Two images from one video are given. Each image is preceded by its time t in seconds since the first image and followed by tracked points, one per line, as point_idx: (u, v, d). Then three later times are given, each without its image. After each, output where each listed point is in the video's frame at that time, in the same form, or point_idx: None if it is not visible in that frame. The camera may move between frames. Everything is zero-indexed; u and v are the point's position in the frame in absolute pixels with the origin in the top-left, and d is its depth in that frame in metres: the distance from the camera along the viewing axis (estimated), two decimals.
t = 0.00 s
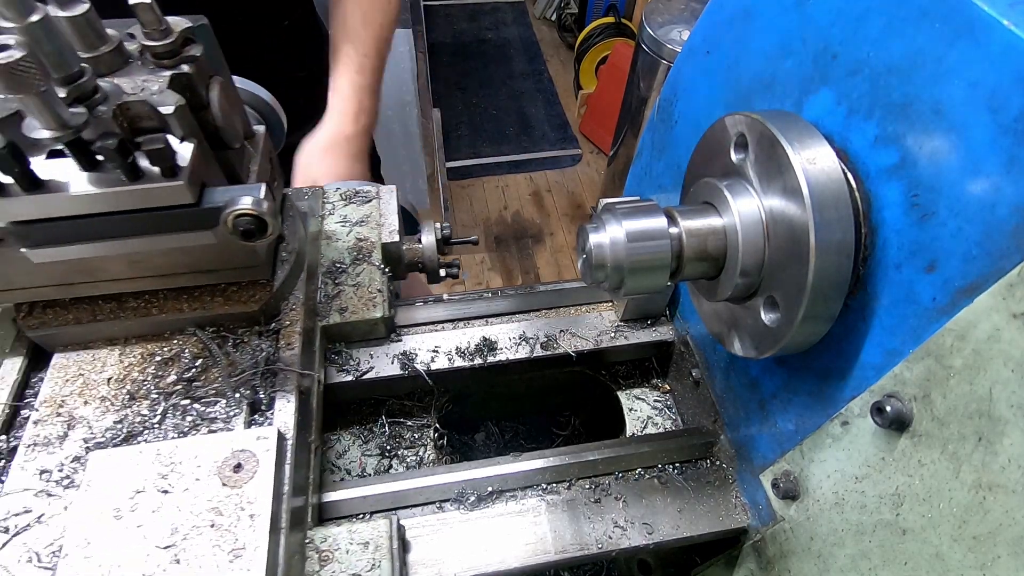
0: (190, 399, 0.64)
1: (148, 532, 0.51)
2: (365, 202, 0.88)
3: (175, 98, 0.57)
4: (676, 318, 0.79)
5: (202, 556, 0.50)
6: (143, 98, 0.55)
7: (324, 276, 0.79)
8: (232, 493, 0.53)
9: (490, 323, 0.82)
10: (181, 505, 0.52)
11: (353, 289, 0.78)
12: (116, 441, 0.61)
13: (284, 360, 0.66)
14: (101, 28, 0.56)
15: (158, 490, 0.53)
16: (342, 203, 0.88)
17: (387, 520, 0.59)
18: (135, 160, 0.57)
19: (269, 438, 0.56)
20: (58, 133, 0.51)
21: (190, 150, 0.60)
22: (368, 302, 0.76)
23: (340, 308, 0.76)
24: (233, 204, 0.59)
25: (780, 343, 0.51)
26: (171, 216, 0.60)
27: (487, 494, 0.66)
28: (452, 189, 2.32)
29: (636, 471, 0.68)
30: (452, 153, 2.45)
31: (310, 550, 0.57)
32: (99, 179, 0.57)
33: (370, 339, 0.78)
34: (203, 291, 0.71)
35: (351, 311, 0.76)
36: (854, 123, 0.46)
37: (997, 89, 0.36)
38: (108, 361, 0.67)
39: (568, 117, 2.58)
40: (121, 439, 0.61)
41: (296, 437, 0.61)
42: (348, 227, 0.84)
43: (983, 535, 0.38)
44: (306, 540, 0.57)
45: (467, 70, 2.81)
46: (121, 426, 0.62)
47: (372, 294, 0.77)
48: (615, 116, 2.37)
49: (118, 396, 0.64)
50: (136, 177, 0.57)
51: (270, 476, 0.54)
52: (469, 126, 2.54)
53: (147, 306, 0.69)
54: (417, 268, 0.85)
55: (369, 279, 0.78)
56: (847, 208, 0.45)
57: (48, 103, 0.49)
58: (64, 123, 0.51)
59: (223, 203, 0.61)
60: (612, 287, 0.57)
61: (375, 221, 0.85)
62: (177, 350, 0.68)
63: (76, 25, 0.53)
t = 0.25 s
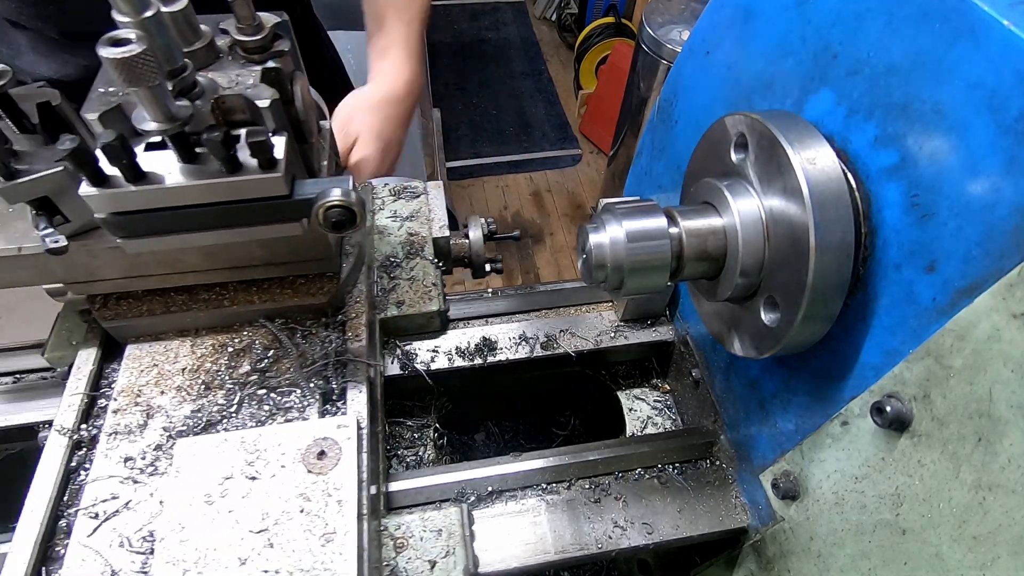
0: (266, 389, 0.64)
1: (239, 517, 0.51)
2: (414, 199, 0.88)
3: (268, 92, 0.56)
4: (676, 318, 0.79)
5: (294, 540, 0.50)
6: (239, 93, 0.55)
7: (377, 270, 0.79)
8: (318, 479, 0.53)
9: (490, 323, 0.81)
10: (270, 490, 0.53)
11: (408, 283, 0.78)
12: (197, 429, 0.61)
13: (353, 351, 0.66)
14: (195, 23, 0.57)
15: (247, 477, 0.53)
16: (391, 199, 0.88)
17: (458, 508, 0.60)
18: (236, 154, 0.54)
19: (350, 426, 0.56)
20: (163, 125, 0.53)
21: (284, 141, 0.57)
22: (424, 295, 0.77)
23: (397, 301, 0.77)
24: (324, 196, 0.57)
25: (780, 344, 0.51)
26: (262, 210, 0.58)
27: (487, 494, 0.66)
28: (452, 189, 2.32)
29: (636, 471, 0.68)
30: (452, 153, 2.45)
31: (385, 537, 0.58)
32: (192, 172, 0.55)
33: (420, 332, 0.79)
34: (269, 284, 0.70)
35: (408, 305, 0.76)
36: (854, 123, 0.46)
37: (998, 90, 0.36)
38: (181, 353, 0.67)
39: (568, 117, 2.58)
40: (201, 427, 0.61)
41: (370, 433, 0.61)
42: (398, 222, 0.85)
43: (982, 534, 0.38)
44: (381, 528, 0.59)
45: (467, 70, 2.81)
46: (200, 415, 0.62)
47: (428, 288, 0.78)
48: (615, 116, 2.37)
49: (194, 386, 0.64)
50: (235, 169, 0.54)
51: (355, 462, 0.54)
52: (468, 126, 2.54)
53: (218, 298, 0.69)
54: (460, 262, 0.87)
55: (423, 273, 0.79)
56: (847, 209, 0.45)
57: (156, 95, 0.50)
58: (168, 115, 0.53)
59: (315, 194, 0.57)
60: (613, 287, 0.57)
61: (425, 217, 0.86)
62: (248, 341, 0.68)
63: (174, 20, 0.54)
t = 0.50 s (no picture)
0: (333, 380, 0.64)
1: (319, 504, 0.51)
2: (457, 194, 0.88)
3: (352, 86, 0.56)
4: (676, 318, 0.79)
5: (375, 526, 0.50)
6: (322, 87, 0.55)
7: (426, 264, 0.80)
8: (393, 467, 0.53)
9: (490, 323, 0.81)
10: (348, 478, 0.52)
11: (457, 277, 0.79)
12: (267, 419, 0.61)
13: (415, 343, 0.67)
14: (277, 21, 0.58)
15: (323, 465, 0.53)
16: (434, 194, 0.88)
17: (520, 497, 0.59)
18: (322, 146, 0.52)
19: (421, 416, 0.56)
20: (254, 119, 0.52)
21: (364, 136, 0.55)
22: (473, 289, 0.77)
23: (447, 296, 0.77)
24: (403, 189, 0.55)
25: (780, 344, 0.51)
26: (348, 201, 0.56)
27: (486, 493, 0.66)
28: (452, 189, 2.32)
29: (636, 471, 0.68)
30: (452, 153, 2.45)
31: (451, 526, 0.57)
32: (275, 164, 0.54)
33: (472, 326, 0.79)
34: (330, 277, 0.70)
35: (458, 299, 0.76)
36: (854, 123, 0.46)
37: (998, 90, 0.36)
38: (245, 345, 0.67)
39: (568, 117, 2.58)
40: (272, 417, 0.61)
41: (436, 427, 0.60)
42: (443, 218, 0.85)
43: (982, 534, 0.38)
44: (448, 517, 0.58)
45: (467, 70, 2.80)
46: (269, 406, 0.62)
47: (477, 282, 0.78)
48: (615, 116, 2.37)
49: (260, 377, 0.64)
50: (317, 162, 0.53)
51: (428, 450, 0.54)
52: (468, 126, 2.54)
53: (281, 291, 0.68)
54: (501, 258, 0.85)
55: (472, 267, 0.79)
56: (846, 209, 0.45)
57: (253, 89, 0.49)
58: (261, 108, 0.51)
59: (395, 187, 0.57)
60: (613, 287, 0.57)
61: (470, 211, 0.86)
62: (311, 334, 0.68)
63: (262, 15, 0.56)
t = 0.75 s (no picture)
0: (369, 376, 0.65)
1: (363, 498, 0.52)
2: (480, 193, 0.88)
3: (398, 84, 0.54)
4: (676, 318, 0.79)
5: (419, 519, 0.51)
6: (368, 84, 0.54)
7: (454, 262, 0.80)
8: (435, 461, 0.54)
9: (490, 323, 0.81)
10: (391, 472, 0.53)
11: (484, 274, 0.79)
12: (306, 414, 0.62)
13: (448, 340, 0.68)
14: (325, 19, 0.56)
15: (366, 460, 0.54)
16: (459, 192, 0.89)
17: (556, 492, 0.65)
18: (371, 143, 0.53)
19: (460, 411, 0.57)
20: (305, 115, 0.51)
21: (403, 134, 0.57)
22: (502, 287, 0.77)
23: (475, 293, 0.77)
24: (447, 185, 0.55)
25: (780, 344, 0.51)
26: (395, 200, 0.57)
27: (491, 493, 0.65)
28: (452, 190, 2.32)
29: (636, 471, 0.68)
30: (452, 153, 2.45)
31: (488, 520, 0.63)
32: (321, 160, 0.54)
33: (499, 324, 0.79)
34: (364, 273, 0.71)
35: (487, 296, 0.76)
36: (854, 123, 0.46)
37: (997, 90, 0.36)
38: (280, 341, 0.68)
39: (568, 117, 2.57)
40: (310, 412, 0.62)
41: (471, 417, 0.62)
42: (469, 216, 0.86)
43: (982, 534, 0.38)
44: (485, 511, 0.64)
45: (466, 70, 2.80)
46: (307, 401, 0.63)
47: (504, 279, 0.78)
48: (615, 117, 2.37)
49: (297, 372, 0.65)
50: (365, 158, 0.54)
51: (469, 445, 0.55)
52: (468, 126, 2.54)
53: (316, 287, 0.70)
54: (526, 256, 0.81)
55: (498, 264, 0.80)
56: (846, 209, 0.45)
57: (305, 84, 0.48)
58: (314, 103, 0.50)
59: (440, 183, 0.56)
60: (613, 287, 0.57)
61: (495, 209, 0.87)
62: (346, 330, 0.69)
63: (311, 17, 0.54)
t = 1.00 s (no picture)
0: (369, 376, 0.65)
1: (363, 497, 0.52)
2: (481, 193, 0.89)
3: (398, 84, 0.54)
4: (676, 318, 0.79)
5: (419, 519, 0.51)
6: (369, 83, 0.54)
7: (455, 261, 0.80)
8: (435, 461, 0.54)
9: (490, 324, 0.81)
10: (391, 472, 0.53)
11: (484, 274, 0.78)
12: (306, 414, 0.62)
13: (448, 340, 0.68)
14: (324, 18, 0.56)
15: (366, 459, 0.54)
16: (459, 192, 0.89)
17: (556, 492, 0.65)
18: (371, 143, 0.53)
19: (460, 411, 0.57)
20: (305, 115, 0.50)
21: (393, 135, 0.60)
22: (502, 287, 0.77)
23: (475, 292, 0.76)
24: (448, 185, 0.57)
25: (780, 344, 0.51)
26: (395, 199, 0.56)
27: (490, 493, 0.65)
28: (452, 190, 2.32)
29: (636, 471, 0.68)
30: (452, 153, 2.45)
31: (488, 520, 0.63)
32: (321, 161, 0.54)
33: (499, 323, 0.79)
34: (364, 273, 0.71)
35: (487, 296, 0.76)
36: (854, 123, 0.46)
37: (997, 90, 0.36)
38: (280, 341, 0.68)
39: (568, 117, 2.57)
40: (310, 412, 0.62)
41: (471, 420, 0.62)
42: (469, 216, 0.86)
43: (982, 534, 0.38)
44: (484, 511, 0.64)
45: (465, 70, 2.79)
46: (307, 401, 0.63)
47: (504, 279, 0.77)
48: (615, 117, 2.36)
49: (296, 372, 0.65)
50: (365, 158, 0.54)
51: (469, 445, 0.55)
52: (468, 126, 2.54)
53: (315, 287, 0.70)
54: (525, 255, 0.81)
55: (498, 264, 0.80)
56: (846, 209, 0.45)
57: (305, 84, 0.48)
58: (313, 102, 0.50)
59: (439, 184, 0.58)
60: (612, 287, 0.57)
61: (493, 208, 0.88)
62: (346, 330, 0.69)
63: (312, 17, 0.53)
